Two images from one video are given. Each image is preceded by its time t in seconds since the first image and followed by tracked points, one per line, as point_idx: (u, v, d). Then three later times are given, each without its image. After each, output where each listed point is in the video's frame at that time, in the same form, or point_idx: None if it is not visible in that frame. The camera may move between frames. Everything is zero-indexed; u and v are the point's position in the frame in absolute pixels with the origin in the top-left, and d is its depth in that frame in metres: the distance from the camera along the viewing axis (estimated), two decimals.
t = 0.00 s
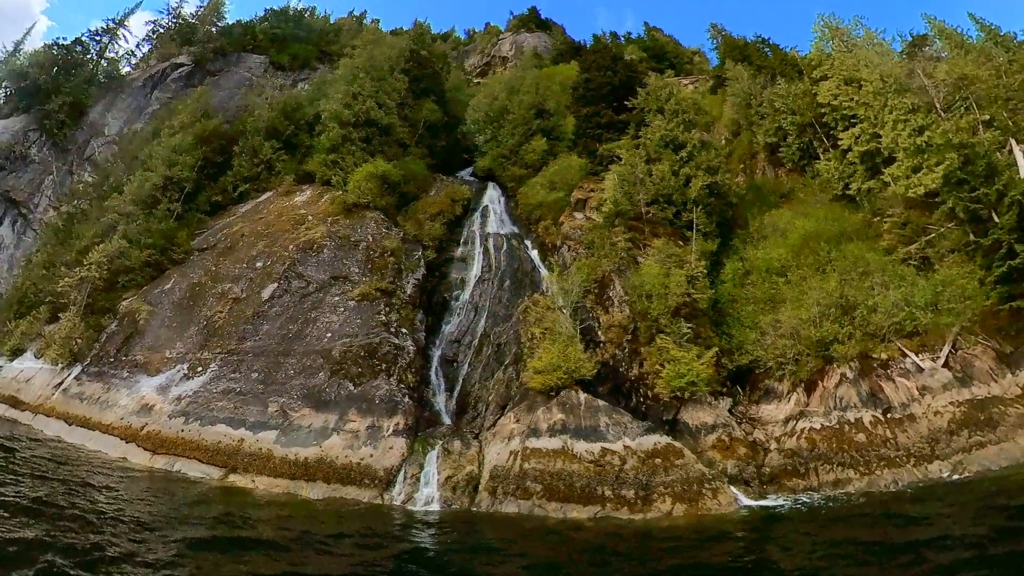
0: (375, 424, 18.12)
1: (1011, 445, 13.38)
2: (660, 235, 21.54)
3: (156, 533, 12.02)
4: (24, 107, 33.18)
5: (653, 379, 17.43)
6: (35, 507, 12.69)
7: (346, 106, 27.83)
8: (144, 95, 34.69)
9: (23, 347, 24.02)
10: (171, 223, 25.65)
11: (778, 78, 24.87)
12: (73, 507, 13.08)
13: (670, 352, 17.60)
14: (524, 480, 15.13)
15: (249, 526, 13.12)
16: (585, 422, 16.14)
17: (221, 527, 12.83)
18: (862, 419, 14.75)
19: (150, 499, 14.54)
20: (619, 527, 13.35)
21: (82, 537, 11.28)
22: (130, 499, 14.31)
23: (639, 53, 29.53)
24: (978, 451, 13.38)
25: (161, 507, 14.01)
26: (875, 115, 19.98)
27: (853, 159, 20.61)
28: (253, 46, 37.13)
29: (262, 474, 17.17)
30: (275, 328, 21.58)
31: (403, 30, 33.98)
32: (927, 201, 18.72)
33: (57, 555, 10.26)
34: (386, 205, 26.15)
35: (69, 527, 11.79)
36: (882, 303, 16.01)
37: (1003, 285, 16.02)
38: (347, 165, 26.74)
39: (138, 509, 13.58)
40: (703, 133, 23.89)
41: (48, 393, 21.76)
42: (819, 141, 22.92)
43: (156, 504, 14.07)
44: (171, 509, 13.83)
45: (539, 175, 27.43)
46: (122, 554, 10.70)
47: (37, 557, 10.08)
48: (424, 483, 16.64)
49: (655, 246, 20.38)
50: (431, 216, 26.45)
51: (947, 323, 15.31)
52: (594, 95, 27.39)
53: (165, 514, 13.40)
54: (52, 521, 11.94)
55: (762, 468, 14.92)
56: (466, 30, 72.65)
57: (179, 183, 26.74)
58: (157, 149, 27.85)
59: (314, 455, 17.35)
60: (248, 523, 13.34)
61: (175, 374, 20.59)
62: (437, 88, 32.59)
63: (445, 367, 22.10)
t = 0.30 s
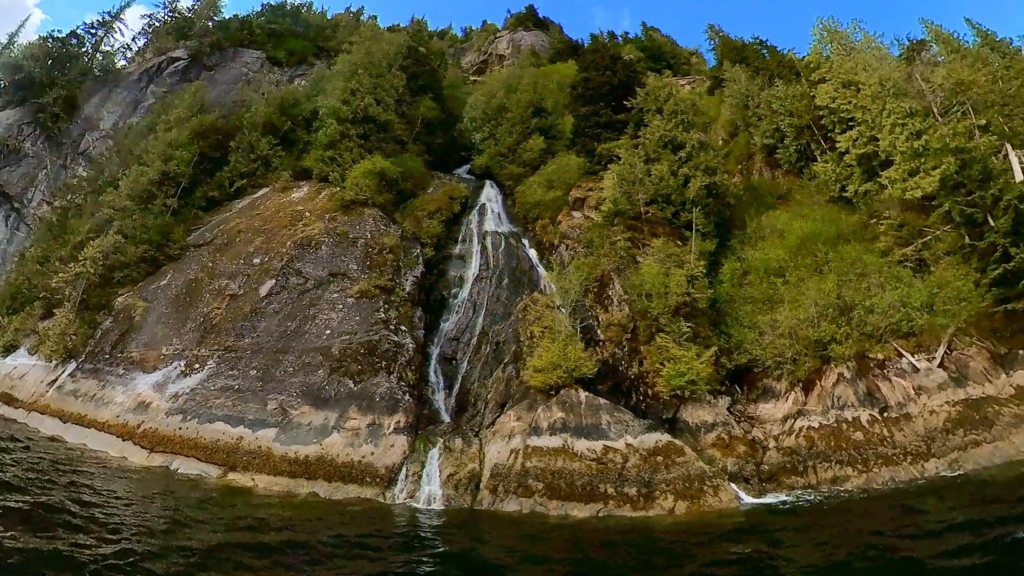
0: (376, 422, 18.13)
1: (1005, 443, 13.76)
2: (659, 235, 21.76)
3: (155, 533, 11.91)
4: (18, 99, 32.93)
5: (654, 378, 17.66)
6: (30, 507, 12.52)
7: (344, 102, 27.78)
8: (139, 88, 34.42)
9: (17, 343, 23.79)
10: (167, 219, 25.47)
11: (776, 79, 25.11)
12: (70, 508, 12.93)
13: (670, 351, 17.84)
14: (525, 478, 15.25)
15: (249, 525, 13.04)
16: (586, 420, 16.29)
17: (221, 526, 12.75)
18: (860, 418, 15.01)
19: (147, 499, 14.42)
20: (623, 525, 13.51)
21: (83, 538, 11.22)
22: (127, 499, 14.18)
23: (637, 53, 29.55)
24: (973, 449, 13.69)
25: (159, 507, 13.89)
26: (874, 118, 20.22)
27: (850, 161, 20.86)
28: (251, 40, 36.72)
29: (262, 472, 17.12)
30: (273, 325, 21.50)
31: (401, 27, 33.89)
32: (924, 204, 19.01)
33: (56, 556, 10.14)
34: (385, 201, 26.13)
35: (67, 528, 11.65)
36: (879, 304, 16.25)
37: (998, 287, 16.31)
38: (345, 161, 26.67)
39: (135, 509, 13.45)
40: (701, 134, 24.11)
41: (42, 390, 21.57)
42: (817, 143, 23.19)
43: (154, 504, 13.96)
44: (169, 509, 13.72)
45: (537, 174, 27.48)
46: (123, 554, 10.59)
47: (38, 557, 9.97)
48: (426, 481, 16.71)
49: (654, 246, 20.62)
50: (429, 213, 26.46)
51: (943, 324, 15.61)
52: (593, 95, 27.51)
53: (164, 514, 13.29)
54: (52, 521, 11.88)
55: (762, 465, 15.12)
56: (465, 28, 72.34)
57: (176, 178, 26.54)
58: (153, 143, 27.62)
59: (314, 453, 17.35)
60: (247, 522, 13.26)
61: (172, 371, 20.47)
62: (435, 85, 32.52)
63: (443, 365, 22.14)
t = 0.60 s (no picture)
0: (378, 419, 18.10)
1: (999, 441, 14.08)
2: (658, 234, 22.00)
3: (155, 535, 11.81)
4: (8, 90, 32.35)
5: (654, 376, 17.90)
6: (26, 509, 12.37)
7: (342, 98, 27.82)
8: (134, 83, 34.01)
9: (10, 339, 23.55)
10: (163, 214, 25.27)
11: (773, 81, 25.43)
12: (67, 509, 12.79)
13: (670, 350, 18.06)
14: (528, 476, 15.38)
15: (250, 526, 12.95)
16: (588, 418, 16.45)
17: (221, 527, 12.67)
18: (857, 416, 15.31)
19: (144, 499, 14.29)
20: (626, 521, 13.69)
21: (85, 541, 11.14)
22: (125, 499, 14.06)
23: (634, 53, 29.72)
24: (968, 447, 13.98)
25: (157, 507, 13.76)
26: (871, 123, 20.56)
27: (847, 163, 21.21)
28: (248, 35, 36.46)
29: (262, 470, 17.07)
30: (271, 321, 21.42)
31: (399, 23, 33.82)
32: (920, 207, 19.25)
33: (56, 561, 10.02)
34: (383, 198, 26.10)
35: (64, 531, 11.52)
36: (876, 305, 16.57)
37: (992, 289, 16.76)
38: (342, 158, 26.60)
39: (134, 510, 13.32)
40: (698, 134, 24.36)
41: (36, 387, 21.38)
42: (814, 145, 23.48)
43: (152, 505, 13.84)
44: (168, 509, 13.61)
45: (534, 172, 27.53)
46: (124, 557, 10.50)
47: (37, 563, 9.85)
48: (428, 479, 16.76)
49: (653, 246, 20.93)
50: (427, 211, 26.48)
51: (938, 325, 16.10)
52: (591, 94, 27.66)
53: (163, 515, 13.17)
54: (53, 524, 11.77)
55: (761, 463, 15.38)
56: (460, 26, 72.27)
57: (172, 173, 26.35)
58: (149, 137, 27.41)
59: (315, 451, 17.31)
60: (248, 522, 13.19)
61: (169, 368, 20.35)
62: (433, 82, 32.36)
63: (442, 363, 22.17)
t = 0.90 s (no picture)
0: (378, 417, 18.10)
1: (993, 440, 14.33)
2: (656, 234, 22.21)
3: (153, 526, 11.72)
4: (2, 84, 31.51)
5: (653, 375, 18.11)
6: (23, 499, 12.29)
7: (340, 94, 27.68)
8: (131, 78, 34.08)
9: (4, 335, 23.34)
10: (159, 209, 25.06)
11: (771, 83, 25.71)
12: (63, 500, 12.71)
13: (668, 349, 18.27)
14: (528, 474, 15.51)
15: (249, 520, 12.89)
16: (589, 416, 16.59)
17: (221, 520, 12.61)
18: (853, 415, 15.59)
19: (142, 493, 14.20)
20: (627, 518, 13.87)
21: (86, 527, 11.12)
22: (123, 492, 13.97)
23: (632, 53, 29.87)
24: (963, 445, 14.22)
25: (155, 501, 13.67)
26: (868, 126, 20.78)
27: (844, 166, 21.53)
28: (245, 30, 36.39)
29: (262, 469, 17.04)
30: (269, 318, 21.36)
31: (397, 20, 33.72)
32: (915, 210, 19.69)
33: (53, 546, 9.96)
34: (381, 195, 26.06)
35: (61, 519, 11.44)
36: (872, 305, 16.90)
37: (986, 291, 17.05)
38: (340, 154, 26.53)
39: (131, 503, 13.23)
40: (696, 135, 24.57)
41: (30, 384, 21.22)
42: (811, 147, 23.73)
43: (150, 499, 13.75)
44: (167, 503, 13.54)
45: (532, 171, 27.60)
46: (123, 545, 10.43)
47: (33, 549, 9.76)
48: (430, 477, 16.84)
49: (651, 246, 21.10)
50: (425, 208, 26.47)
51: (933, 326, 16.33)
52: (591, 94, 27.77)
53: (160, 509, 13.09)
54: (53, 511, 11.75)
55: (759, 461, 15.63)
56: (457, 24, 72.13)
57: (168, 168, 26.13)
58: (145, 131, 27.17)
59: (316, 449, 17.30)
60: (247, 517, 13.12)
61: (165, 365, 20.26)
62: (431, 79, 32.26)
63: (441, 360, 22.23)
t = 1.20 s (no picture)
0: (379, 414, 18.09)
1: (988, 438, 14.63)
2: (654, 233, 22.40)
3: (152, 528, 11.60)
4: None
5: (652, 373, 18.25)
6: (22, 503, 12.22)
7: (338, 91, 27.59)
8: (126, 70, 33.83)
9: None
10: (155, 204, 24.88)
11: (768, 85, 25.99)
12: (60, 504, 12.55)
13: (667, 347, 18.46)
14: (529, 472, 15.65)
15: (249, 519, 12.84)
16: (590, 414, 16.72)
17: (221, 520, 12.55)
18: (850, 413, 15.87)
19: (140, 494, 14.07)
20: (628, 514, 14.04)
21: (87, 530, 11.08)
22: (119, 494, 13.84)
23: (629, 52, 30.01)
24: (957, 443, 14.53)
25: (152, 502, 13.57)
26: (865, 129, 21.11)
27: (841, 168, 21.82)
28: (241, 25, 35.81)
29: (262, 466, 17.00)
30: (267, 315, 21.29)
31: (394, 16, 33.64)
32: (910, 212, 20.04)
33: (52, 551, 9.84)
34: (379, 192, 26.03)
35: (58, 522, 11.31)
36: (868, 306, 17.26)
37: (980, 293, 17.16)
38: (338, 150, 26.46)
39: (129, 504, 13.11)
40: (694, 135, 24.77)
41: (24, 381, 21.12)
42: (807, 149, 24.03)
43: (149, 500, 13.64)
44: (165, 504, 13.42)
45: (530, 170, 27.67)
46: (122, 549, 10.32)
47: (32, 553, 9.66)
48: (431, 474, 16.91)
49: (649, 245, 21.29)
50: (423, 206, 26.44)
51: (928, 327, 16.69)
52: (589, 93, 27.91)
53: (159, 510, 12.97)
54: (53, 515, 11.69)
55: (757, 458, 15.88)
56: (453, 21, 71.94)
57: (165, 163, 25.93)
58: (142, 126, 26.95)
59: (316, 446, 17.26)
60: (248, 516, 13.08)
61: (162, 362, 20.16)
62: (428, 76, 32.25)
63: (439, 358, 22.24)
